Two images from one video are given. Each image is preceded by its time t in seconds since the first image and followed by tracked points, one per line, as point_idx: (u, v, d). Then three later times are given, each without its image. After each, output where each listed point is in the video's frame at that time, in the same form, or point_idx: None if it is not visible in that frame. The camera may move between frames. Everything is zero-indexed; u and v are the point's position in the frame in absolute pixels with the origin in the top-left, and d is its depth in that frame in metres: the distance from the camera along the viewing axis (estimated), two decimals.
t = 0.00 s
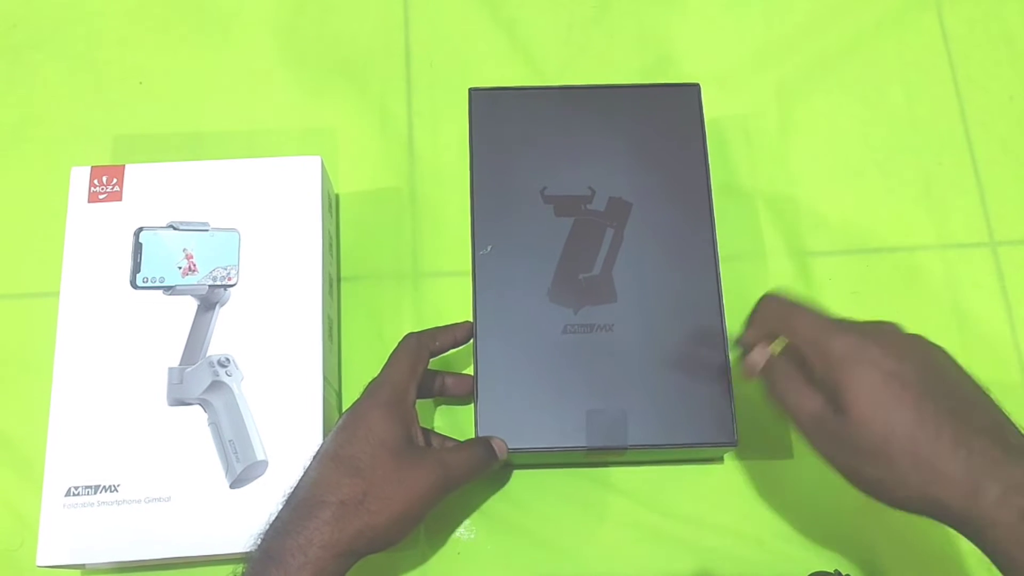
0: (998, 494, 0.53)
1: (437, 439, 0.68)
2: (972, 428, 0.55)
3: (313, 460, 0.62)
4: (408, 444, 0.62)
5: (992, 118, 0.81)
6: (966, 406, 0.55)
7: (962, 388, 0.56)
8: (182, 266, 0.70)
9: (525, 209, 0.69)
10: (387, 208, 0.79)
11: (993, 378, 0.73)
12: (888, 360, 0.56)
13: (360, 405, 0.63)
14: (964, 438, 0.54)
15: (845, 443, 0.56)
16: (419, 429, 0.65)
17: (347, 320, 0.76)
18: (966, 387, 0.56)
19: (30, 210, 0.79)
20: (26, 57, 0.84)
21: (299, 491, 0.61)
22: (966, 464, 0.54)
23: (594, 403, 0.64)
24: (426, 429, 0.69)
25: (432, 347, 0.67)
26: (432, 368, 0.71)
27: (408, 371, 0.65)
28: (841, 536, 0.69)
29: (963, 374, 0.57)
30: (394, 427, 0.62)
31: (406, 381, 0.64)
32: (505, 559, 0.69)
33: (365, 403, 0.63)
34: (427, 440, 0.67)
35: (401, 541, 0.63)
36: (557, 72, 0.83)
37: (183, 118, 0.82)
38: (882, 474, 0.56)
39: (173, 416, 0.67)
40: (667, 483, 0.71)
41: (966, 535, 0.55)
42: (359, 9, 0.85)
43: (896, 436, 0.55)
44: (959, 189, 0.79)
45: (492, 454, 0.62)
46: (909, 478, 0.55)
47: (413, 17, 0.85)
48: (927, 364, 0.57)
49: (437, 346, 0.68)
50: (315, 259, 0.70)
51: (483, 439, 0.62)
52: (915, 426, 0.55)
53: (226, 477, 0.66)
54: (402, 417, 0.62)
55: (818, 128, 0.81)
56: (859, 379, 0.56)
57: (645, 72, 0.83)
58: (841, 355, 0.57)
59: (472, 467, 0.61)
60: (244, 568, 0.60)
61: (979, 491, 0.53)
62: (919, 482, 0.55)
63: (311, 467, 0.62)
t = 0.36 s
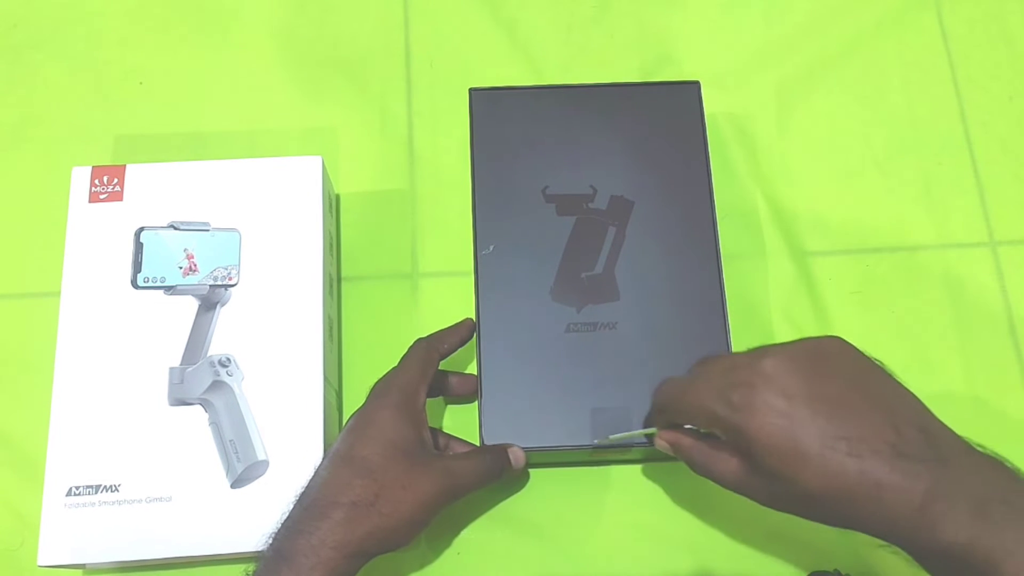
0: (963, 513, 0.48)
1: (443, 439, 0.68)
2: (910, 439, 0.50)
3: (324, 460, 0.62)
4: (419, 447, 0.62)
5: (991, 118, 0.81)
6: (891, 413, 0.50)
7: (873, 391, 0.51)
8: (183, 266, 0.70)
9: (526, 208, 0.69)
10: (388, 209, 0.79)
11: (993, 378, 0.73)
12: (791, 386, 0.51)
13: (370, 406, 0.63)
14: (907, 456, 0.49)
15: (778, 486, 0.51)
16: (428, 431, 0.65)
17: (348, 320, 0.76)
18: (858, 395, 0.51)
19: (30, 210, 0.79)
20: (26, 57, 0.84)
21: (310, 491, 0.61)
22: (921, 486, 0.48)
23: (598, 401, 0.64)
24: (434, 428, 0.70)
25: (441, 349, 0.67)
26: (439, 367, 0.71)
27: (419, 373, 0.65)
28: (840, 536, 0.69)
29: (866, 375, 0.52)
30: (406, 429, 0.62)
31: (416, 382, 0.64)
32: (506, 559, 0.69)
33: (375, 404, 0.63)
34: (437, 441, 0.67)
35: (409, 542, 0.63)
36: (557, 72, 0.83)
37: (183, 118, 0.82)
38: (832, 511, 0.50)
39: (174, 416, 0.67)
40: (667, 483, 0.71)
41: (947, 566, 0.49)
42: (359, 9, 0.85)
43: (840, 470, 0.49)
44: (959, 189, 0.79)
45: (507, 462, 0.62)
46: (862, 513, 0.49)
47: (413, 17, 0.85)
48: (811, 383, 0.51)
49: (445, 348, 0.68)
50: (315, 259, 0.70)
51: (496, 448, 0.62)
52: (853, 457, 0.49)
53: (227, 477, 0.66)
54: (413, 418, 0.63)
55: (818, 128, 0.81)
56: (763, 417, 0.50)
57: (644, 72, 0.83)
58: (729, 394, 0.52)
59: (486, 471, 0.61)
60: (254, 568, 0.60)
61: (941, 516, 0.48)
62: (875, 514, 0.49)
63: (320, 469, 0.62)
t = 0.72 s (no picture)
0: (923, 510, 0.49)
1: (444, 438, 0.68)
2: (875, 437, 0.49)
3: (324, 460, 0.62)
4: (420, 447, 0.62)
5: (991, 118, 0.81)
6: (856, 411, 0.50)
7: (839, 389, 0.51)
8: (183, 266, 0.70)
9: (526, 208, 0.69)
10: (388, 209, 0.79)
11: (992, 378, 0.73)
12: (758, 387, 0.50)
13: (371, 405, 0.63)
14: (871, 456, 0.49)
15: (748, 488, 0.51)
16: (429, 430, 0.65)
17: (347, 320, 0.76)
18: (823, 395, 0.50)
19: (30, 210, 0.79)
20: (26, 57, 0.84)
21: (310, 489, 0.61)
22: (884, 486, 0.48)
23: (598, 400, 0.64)
24: (435, 428, 0.70)
25: (442, 349, 0.68)
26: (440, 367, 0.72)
27: (420, 373, 0.65)
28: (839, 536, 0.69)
29: (833, 373, 0.51)
30: (407, 428, 0.62)
31: (418, 382, 0.65)
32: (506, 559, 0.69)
33: (376, 403, 0.63)
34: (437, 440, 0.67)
35: (409, 542, 0.63)
36: (557, 72, 0.83)
37: (184, 118, 0.82)
38: (801, 511, 0.50)
39: (174, 416, 0.67)
40: (666, 484, 0.71)
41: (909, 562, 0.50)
42: (360, 9, 0.85)
43: (806, 471, 0.49)
44: (958, 189, 0.79)
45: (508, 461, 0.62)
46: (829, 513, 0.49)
47: (412, 17, 0.85)
48: (777, 383, 0.50)
49: (447, 348, 0.68)
50: (315, 259, 0.70)
51: (497, 447, 0.62)
52: (819, 458, 0.49)
53: (226, 477, 0.66)
54: (414, 417, 0.63)
55: (818, 128, 0.81)
56: (730, 420, 0.50)
57: (645, 72, 0.83)
58: (698, 397, 0.52)
59: (487, 470, 0.61)
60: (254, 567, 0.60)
61: (903, 513, 0.49)
62: (841, 514, 0.49)
63: (320, 468, 0.62)
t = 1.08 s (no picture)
0: (930, 512, 0.48)
1: (444, 438, 0.68)
2: (881, 437, 0.50)
3: (324, 459, 0.62)
4: (420, 446, 0.62)
5: (991, 118, 0.81)
6: (862, 411, 0.51)
7: (845, 389, 0.51)
8: (183, 266, 0.70)
9: (526, 208, 0.69)
10: (388, 209, 0.79)
11: (992, 378, 0.74)
12: (765, 382, 0.51)
13: (372, 404, 0.63)
14: (877, 455, 0.49)
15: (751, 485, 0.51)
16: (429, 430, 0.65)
17: (347, 320, 0.76)
18: (830, 393, 0.51)
19: (30, 210, 0.79)
20: (26, 57, 0.84)
21: (310, 489, 0.61)
22: (890, 486, 0.49)
23: (598, 400, 0.64)
24: (435, 428, 0.70)
25: (442, 349, 0.68)
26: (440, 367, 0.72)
27: (420, 372, 0.65)
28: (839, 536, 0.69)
29: (839, 372, 0.52)
30: (408, 427, 0.62)
31: (418, 382, 0.65)
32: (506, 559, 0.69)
33: (376, 403, 0.63)
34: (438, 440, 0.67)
35: (409, 542, 0.63)
36: (557, 71, 0.83)
37: (184, 118, 0.82)
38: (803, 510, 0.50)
39: (174, 416, 0.67)
40: (666, 484, 0.71)
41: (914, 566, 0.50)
42: (360, 9, 0.85)
43: (810, 468, 0.49)
44: (958, 189, 0.79)
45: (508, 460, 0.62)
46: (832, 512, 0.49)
47: (412, 17, 0.85)
48: (785, 379, 0.51)
49: (447, 347, 0.68)
50: (316, 259, 0.70)
51: (496, 447, 0.62)
52: (824, 454, 0.49)
53: (227, 477, 0.66)
54: (413, 417, 0.63)
55: (817, 128, 0.81)
56: (735, 415, 0.50)
57: (644, 72, 0.83)
58: (703, 391, 0.52)
59: (487, 469, 0.61)
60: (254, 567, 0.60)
61: (909, 515, 0.48)
62: (846, 513, 0.49)
63: (320, 468, 0.63)
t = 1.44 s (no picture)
0: (942, 517, 0.48)
1: (444, 438, 0.68)
2: (888, 443, 0.50)
3: (324, 459, 0.62)
4: (420, 446, 0.62)
5: (990, 118, 0.81)
6: (869, 416, 0.51)
7: (851, 395, 0.52)
8: (184, 266, 0.70)
9: (526, 208, 0.69)
10: (388, 208, 0.79)
11: (992, 378, 0.74)
12: (769, 389, 0.51)
13: (372, 404, 0.63)
14: (886, 461, 0.49)
15: (759, 491, 0.51)
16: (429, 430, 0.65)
17: (347, 319, 0.76)
18: (836, 399, 0.51)
19: (30, 210, 0.79)
20: (26, 57, 0.84)
21: (310, 489, 0.61)
22: (900, 492, 0.48)
23: (598, 400, 0.65)
24: (436, 428, 0.70)
25: (442, 348, 0.68)
26: (440, 367, 0.72)
27: (420, 372, 0.65)
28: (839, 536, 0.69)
29: (846, 379, 0.52)
30: (407, 427, 0.62)
31: (418, 382, 0.65)
32: (506, 559, 0.69)
33: (376, 403, 0.63)
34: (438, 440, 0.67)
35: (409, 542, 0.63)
36: (557, 71, 0.83)
37: (184, 118, 0.82)
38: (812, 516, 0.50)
39: (175, 416, 0.67)
40: (666, 484, 0.71)
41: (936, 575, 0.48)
42: (360, 9, 0.85)
43: (817, 475, 0.49)
44: (958, 188, 0.79)
45: (508, 460, 0.62)
46: (842, 519, 0.49)
47: (412, 17, 0.85)
48: (789, 386, 0.51)
49: (447, 347, 0.68)
50: (316, 259, 0.70)
51: (496, 447, 0.62)
52: (830, 462, 0.49)
53: (227, 476, 0.66)
54: (413, 417, 0.63)
55: (817, 128, 0.81)
56: (739, 421, 0.51)
57: (644, 72, 0.83)
58: (707, 397, 0.53)
59: (487, 470, 0.61)
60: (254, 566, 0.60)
61: (921, 522, 0.48)
62: (856, 519, 0.49)
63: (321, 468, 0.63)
